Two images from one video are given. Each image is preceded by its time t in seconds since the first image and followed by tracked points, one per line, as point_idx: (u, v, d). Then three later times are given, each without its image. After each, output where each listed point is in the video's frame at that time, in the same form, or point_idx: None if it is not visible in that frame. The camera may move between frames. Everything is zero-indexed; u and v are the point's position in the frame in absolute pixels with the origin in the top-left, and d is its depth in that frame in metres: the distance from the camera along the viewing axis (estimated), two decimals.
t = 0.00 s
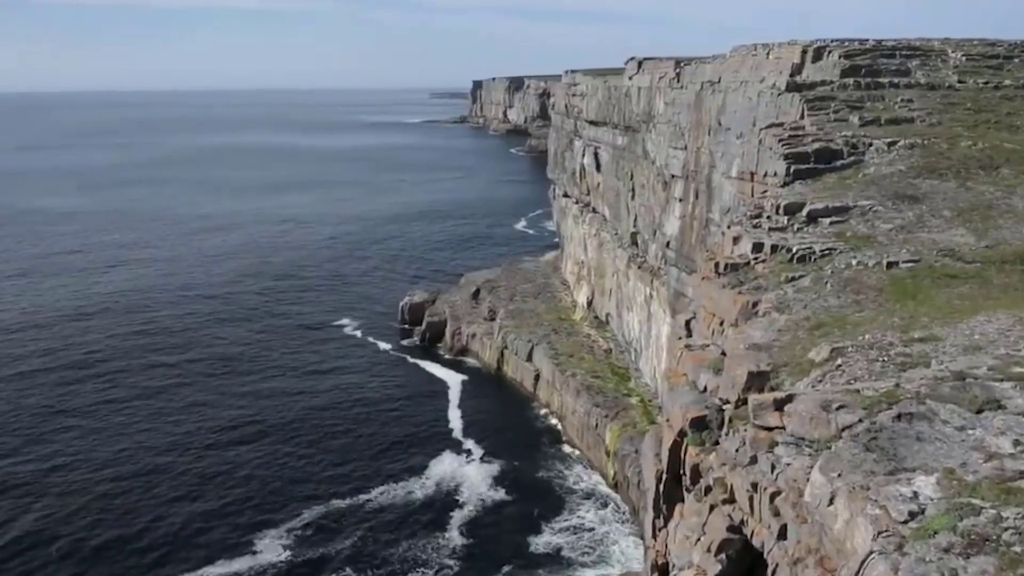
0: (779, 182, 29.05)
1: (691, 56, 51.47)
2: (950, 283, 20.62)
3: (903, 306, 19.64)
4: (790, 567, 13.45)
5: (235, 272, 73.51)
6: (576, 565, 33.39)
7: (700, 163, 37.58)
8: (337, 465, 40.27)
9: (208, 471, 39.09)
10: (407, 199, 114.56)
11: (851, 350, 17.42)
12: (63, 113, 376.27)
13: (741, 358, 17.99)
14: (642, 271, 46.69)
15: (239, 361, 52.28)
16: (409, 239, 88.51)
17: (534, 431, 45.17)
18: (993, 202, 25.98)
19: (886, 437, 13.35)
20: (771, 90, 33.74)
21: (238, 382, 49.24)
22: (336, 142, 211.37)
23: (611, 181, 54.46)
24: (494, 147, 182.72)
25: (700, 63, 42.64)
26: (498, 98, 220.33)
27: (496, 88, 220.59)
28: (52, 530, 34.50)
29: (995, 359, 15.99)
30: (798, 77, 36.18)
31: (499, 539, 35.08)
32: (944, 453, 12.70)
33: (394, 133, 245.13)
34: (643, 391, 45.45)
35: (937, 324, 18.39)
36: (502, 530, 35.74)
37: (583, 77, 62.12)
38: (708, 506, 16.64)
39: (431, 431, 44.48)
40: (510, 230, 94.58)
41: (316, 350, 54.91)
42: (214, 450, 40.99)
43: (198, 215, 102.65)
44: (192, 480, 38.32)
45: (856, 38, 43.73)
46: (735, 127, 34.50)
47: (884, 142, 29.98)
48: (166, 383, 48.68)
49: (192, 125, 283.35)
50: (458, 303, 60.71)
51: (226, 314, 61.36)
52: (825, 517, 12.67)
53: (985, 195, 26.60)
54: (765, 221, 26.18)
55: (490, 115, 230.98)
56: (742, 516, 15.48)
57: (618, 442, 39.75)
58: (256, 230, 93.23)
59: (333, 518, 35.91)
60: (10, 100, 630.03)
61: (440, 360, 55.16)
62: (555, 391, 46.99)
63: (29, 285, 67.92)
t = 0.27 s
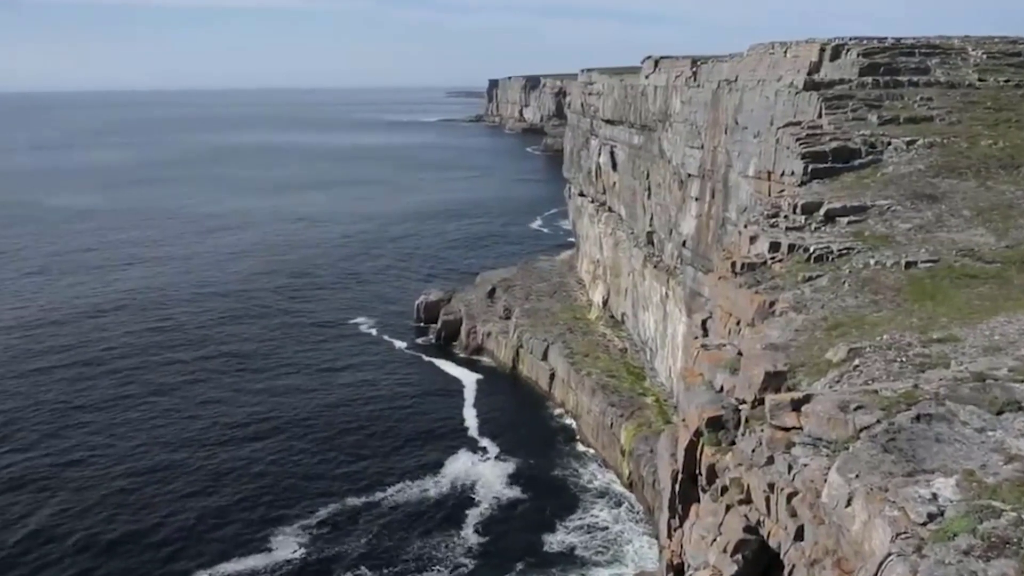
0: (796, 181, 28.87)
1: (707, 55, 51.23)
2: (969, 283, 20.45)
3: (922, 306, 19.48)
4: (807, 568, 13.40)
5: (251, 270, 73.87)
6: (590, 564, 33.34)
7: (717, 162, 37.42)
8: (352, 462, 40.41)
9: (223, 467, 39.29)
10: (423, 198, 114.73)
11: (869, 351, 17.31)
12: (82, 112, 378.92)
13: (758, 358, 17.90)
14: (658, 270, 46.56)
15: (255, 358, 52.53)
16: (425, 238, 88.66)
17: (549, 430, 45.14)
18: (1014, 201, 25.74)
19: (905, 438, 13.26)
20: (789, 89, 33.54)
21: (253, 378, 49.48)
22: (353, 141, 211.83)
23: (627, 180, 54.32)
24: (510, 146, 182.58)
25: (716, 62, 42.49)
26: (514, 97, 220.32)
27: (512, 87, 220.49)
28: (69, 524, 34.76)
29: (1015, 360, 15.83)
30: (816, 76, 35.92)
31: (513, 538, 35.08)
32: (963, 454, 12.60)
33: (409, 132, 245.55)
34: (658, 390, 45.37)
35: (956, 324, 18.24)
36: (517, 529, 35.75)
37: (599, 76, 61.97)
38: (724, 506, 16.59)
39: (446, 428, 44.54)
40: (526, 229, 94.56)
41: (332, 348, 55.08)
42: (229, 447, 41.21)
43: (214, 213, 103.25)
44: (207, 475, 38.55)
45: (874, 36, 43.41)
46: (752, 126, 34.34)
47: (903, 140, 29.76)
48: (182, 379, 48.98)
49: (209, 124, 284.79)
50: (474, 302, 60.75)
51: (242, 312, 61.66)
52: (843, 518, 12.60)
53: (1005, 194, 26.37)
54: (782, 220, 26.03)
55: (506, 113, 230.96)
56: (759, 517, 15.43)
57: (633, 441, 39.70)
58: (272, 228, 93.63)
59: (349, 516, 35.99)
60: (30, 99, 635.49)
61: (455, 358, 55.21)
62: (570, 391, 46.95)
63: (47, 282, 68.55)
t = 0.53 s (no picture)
0: (811, 180, 28.67)
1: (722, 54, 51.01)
2: (986, 282, 20.30)
3: (939, 306, 19.36)
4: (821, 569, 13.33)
5: (265, 269, 74.14)
6: (601, 563, 33.28)
7: (731, 161, 37.27)
8: (364, 460, 40.48)
9: (235, 463, 39.42)
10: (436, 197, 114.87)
11: (884, 351, 17.20)
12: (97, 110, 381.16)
13: (771, 358, 17.82)
14: (672, 269, 46.45)
15: (268, 356, 52.69)
16: (438, 237, 88.77)
17: (561, 429, 45.11)
18: None
19: (920, 439, 13.17)
20: (804, 88, 33.33)
21: (266, 375, 49.63)
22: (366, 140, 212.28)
23: (640, 179, 54.20)
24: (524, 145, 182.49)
25: (730, 61, 42.34)
26: (527, 96, 220.20)
27: (526, 85, 220.48)
28: (82, 519, 34.93)
29: None
30: (831, 75, 35.70)
31: (525, 537, 35.06)
32: (980, 456, 12.50)
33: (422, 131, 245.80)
34: (671, 390, 45.29)
35: (973, 324, 18.12)
36: (529, 528, 35.72)
37: (613, 75, 61.83)
38: (737, 507, 16.52)
39: (458, 427, 44.57)
40: (539, 228, 94.54)
41: (345, 346, 55.18)
42: (242, 443, 41.35)
43: (228, 211, 103.65)
44: (220, 472, 38.71)
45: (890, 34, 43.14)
46: (766, 126, 34.16)
47: (919, 139, 29.56)
48: (195, 376, 49.22)
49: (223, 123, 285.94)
50: (487, 301, 60.73)
51: (255, 310, 61.87)
52: (858, 519, 12.53)
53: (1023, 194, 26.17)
54: (797, 220, 25.88)
55: (520, 112, 230.92)
56: (772, 518, 15.36)
57: (646, 441, 39.62)
58: (285, 227, 93.94)
59: (361, 515, 36.03)
60: (47, 98, 640.21)
61: (468, 357, 55.23)
62: (583, 390, 46.89)
63: (62, 279, 68.98)
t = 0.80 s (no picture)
0: (829, 180, 28.47)
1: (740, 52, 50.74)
2: (1007, 283, 20.12)
3: (959, 307, 19.20)
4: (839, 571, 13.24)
5: (281, 266, 74.42)
6: (615, 563, 33.22)
7: (749, 160, 37.07)
8: (379, 456, 40.57)
9: (251, 458, 39.58)
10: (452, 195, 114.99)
11: (903, 352, 17.07)
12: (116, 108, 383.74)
13: (789, 358, 17.73)
14: (688, 269, 46.28)
15: (284, 352, 52.87)
16: (454, 235, 88.84)
17: (577, 428, 45.06)
18: None
19: (940, 441, 13.04)
20: (823, 87, 33.08)
21: (282, 371, 49.81)
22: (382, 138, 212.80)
23: (657, 178, 54.03)
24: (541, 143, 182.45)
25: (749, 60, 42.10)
26: (544, 95, 220.13)
27: (543, 84, 220.39)
28: (99, 511, 35.18)
29: None
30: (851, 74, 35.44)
31: (540, 535, 35.05)
32: (1002, 459, 12.37)
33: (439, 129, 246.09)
34: (687, 390, 45.17)
35: (994, 326, 17.94)
36: (544, 526, 35.71)
37: (630, 74, 61.64)
38: (754, 507, 16.43)
39: (474, 424, 44.58)
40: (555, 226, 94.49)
41: (360, 343, 55.32)
42: (257, 438, 41.53)
43: (245, 209, 104.08)
44: (236, 466, 38.91)
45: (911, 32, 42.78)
46: (785, 125, 33.95)
47: (940, 139, 29.31)
48: (212, 371, 49.46)
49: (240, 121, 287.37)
50: (503, 299, 60.72)
51: (271, 306, 62.12)
52: (876, 521, 12.43)
53: None
54: (815, 219, 25.69)
55: (536, 111, 230.81)
56: (790, 519, 15.25)
57: (661, 441, 39.54)
58: (302, 224, 94.25)
59: (376, 512, 36.07)
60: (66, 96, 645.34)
61: (483, 356, 55.25)
62: (598, 389, 46.83)
63: (81, 276, 69.47)
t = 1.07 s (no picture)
0: (844, 180, 28.28)
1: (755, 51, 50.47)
2: None
3: (975, 308, 19.04)
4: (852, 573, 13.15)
5: (294, 263, 74.64)
6: (626, 562, 33.14)
7: (764, 160, 36.88)
8: (391, 453, 40.61)
9: (262, 454, 39.68)
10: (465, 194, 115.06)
11: (918, 353, 16.95)
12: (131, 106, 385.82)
13: (803, 359, 17.61)
14: (702, 269, 46.10)
15: (296, 349, 52.99)
16: (467, 234, 88.89)
17: (589, 427, 44.98)
18: None
19: (956, 443, 12.93)
20: (838, 86, 32.84)
21: (294, 368, 49.93)
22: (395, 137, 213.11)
23: (671, 177, 53.84)
24: (554, 142, 182.36)
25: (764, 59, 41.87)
26: (558, 94, 219.96)
27: (556, 83, 220.27)
28: (111, 505, 35.36)
29: None
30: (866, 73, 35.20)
31: (551, 534, 35.01)
32: (1018, 461, 12.25)
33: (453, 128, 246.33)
34: (700, 390, 45.03)
35: (1010, 328, 17.78)
36: (555, 525, 35.66)
37: (644, 73, 61.47)
38: (766, 508, 16.33)
39: (485, 422, 44.55)
40: (568, 225, 94.36)
41: (372, 341, 55.39)
42: (269, 434, 41.65)
43: (258, 206, 104.35)
44: (246, 462, 39.04)
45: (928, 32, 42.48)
46: (799, 124, 33.75)
47: (957, 139, 29.11)
48: (224, 367, 49.61)
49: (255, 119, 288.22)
50: (515, 299, 60.66)
51: (284, 304, 62.25)
52: (891, 523, 12.34)
53: None
54: (830, 220, 25.52)
55: (550, 110, 230.67)
56: (802, 521, 15.15)
57: (673, 441, 39.44)
58: (314, 222, 94.48)
59: (388, 509, 36.09)
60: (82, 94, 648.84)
61: (495, 354, 55.22)
62: (611, 389, 46.74)
63: (95, 272, 69.83)
